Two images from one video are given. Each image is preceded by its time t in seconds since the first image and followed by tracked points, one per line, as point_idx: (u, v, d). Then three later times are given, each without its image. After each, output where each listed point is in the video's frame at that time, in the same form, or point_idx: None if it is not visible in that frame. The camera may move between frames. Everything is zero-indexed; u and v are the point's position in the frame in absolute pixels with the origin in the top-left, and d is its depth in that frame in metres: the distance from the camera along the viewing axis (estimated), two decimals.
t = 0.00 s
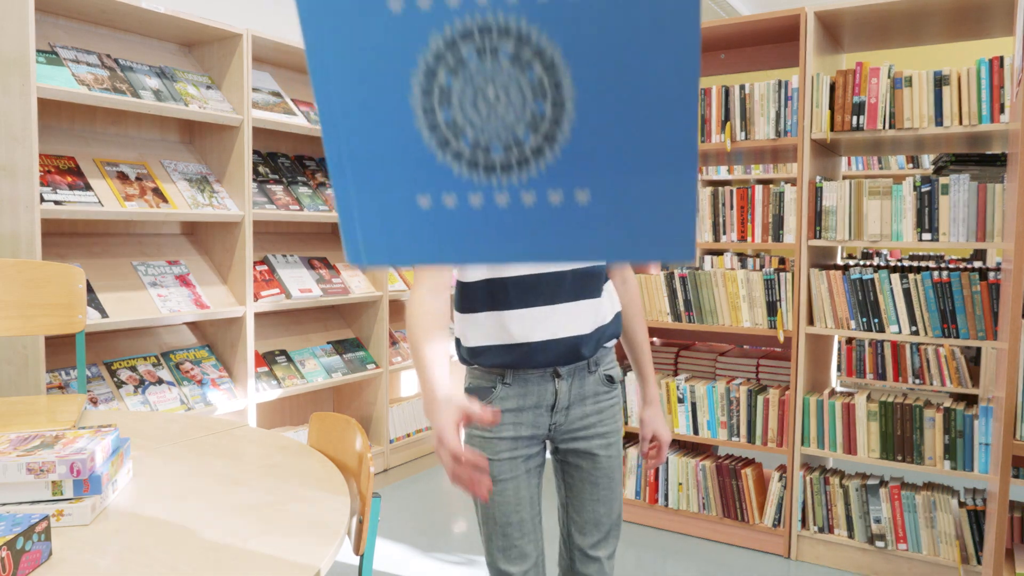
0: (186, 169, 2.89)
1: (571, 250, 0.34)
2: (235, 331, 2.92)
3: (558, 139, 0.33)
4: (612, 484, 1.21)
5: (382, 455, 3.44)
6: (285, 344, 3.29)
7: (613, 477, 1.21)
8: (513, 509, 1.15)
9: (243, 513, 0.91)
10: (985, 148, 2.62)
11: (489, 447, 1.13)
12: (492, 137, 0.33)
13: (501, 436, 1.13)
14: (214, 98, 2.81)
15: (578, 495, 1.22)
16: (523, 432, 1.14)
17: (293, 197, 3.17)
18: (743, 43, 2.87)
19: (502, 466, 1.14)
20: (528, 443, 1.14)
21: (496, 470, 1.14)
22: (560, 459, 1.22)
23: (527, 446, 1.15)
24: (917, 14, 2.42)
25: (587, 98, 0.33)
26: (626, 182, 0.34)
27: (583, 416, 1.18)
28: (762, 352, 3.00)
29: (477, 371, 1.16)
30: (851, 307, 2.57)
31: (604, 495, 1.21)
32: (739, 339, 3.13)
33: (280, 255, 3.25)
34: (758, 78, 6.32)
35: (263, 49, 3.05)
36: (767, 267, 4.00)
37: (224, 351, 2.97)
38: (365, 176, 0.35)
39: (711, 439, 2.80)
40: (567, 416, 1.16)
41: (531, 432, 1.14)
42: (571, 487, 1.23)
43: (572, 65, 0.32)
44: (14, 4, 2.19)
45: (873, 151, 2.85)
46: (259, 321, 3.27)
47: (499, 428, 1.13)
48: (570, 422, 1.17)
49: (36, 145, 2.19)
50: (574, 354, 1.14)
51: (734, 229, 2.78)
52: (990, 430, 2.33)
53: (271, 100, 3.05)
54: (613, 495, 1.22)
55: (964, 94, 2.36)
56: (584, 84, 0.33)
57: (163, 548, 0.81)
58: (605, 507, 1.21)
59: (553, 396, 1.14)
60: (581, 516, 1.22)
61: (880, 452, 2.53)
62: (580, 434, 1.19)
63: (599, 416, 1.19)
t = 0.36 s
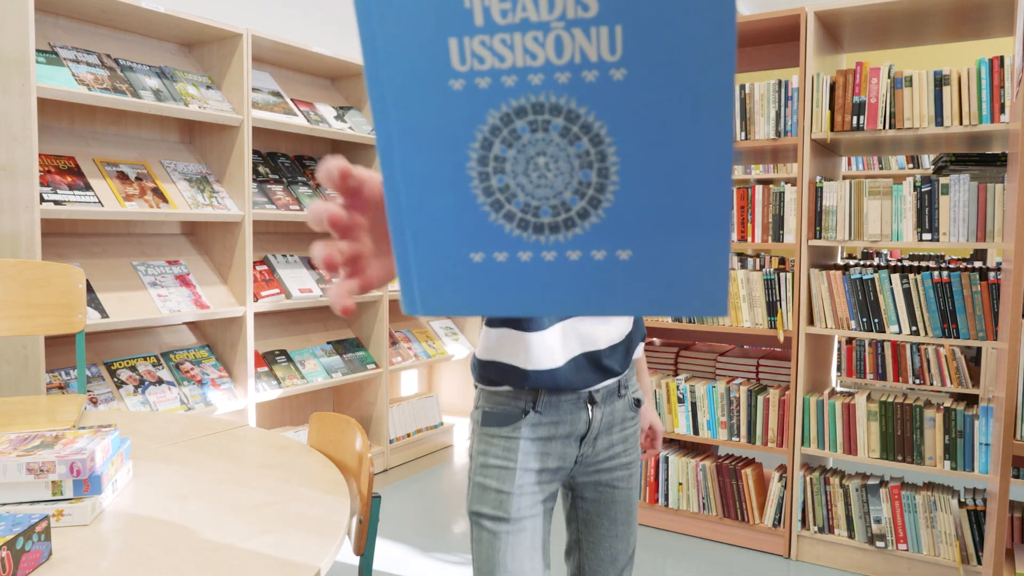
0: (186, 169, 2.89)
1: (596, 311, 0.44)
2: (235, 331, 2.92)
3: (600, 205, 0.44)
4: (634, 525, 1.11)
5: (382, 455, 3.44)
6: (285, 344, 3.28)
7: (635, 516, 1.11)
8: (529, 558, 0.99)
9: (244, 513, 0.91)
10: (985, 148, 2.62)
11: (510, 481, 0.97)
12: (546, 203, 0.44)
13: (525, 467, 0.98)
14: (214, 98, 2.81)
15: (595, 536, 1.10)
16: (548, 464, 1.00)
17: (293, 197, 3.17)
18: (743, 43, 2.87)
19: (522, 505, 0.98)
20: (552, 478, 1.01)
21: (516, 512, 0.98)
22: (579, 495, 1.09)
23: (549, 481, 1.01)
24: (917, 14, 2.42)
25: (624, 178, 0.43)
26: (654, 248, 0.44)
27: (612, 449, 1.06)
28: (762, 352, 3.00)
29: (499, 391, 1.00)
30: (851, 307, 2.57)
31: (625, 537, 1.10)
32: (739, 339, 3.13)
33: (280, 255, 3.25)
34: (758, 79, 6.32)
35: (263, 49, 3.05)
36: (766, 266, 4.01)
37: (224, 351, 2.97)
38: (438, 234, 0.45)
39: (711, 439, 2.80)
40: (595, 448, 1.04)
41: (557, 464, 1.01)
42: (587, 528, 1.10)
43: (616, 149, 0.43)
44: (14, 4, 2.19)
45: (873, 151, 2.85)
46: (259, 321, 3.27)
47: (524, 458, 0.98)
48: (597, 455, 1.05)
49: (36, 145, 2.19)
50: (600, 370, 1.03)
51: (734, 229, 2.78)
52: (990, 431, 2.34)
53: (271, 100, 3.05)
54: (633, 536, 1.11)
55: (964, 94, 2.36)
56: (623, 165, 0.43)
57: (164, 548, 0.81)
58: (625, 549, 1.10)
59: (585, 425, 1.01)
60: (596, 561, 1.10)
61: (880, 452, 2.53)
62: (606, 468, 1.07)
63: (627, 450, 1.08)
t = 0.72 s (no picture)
0: (185, 169, 2.89)
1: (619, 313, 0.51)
2: (235, 331, 2.92)
3: (620, 215, 0.50)
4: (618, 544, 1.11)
5: (382, 455, 3.44)
6: (284, 344, 3.28)
7: (618, 536, 1.11)
8: None
9: (244, 513, 0.91)
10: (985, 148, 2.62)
11: (479, 528, 0.98)
12: (579, 210, 0.50)
13: (495, 510, 0.99)
14: (214, 98, 2.82)
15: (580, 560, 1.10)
16: (521, 499, 1.00)
17: (293, 197, 3.17)
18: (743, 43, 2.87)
19: (495, 546, 0.99)
20: (525, 512, 1.01)
21: (489, 552, 0.99)
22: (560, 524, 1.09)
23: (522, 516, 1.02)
24: (917, 14, 2.41)
25: (641, 187, 0.50)
26: (678, 245, 0.50)
27: (586, 475, 1.06)
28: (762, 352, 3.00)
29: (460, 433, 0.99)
30: (851, 307, 2.57)
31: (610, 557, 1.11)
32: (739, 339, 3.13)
33: (280, 255, 3.25)
34: (757, 78, 6.33)
35: (263, 49, 3.05)
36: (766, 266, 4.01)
37: (224, 351, 2.97)
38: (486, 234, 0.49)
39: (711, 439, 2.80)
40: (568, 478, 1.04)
41: (529, 501, 1.01)
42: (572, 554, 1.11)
43: (632, 165, 0.49)
44: (14, 4, 2.19)
45: (873, 151, 2.85)
46: (259, 321, 3.27)
47: (494, 501, 0.98)
48: (572, 483, 1.05)
49: (36, 145, 2.19)
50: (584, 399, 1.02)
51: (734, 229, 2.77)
52: (991, 431, 2.34)
53: (271, 100, 3.05)
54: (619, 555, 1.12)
55: (964, 94, 2.36)
56: (643, 176, 0.49)
57: (164, 548, 0.81)
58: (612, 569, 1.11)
59: (553, 460, 1.01)
60: None
61: (880, 452, 2.53)
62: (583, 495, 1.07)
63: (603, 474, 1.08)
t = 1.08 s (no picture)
0: (185, 169, 2.89)
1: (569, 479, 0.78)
2: (235, 331, 2.92)
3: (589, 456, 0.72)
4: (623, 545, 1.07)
5: (382, 455, 3.44)
6: (285, 344, 3.28)
7: (623, 536, 1.07)
8: None
9: (244, 512, 0.91)
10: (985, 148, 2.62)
11: (478, 531, 0.92)
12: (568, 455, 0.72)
13: (495, 514, 0.93)
14: (214, 98, 2.82)
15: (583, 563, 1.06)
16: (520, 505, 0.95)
17: (293, 197, 3.17)
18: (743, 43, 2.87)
19: (496, 548, 0.94)
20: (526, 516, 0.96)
21: (490, 555, 0.93)
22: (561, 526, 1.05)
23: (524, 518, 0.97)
24: (917, 13, 2.41)
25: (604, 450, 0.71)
26: (610, 470, 0.75)
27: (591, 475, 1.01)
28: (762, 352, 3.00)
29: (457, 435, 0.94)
30: (851, 307, 2.57)
31: (614, 558, 1.07)
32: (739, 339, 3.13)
33: (280, 255, 3.26)
34: (757, 78, 6.33)
35: (263, 49, 3.05)
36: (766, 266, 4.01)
37: (224, 351, 2.97)
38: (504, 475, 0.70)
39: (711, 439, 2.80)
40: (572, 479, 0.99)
41: (532, 502, 0.96)
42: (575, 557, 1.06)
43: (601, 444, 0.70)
44: (14, 4, 2.19)
45: (873, 151, 2.85)
46: (259, 321, 3.28)
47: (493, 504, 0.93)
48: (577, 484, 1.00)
49: (36, 145, 2.19)
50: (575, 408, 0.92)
51: (734, 229, 2.78)
52: (990, 431, 2.34)
53: (271, 100, 3.05)
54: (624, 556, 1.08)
55: (964, 94, 2.36)
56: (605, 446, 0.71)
57: (164, 548, 0.81)
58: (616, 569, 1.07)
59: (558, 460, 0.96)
60: None
61: (879, 452, 2.53)
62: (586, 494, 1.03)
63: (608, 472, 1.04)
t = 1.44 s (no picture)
0: (185, 169, 2.89)
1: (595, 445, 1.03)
2: (235, 331, 2.92)
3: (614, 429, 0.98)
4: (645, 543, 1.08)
5: (382, 455, 3.44)
6: (285, 344, 3.28)
7: (647, 532, 1.09)
8: (530, 565, 1.00)
9: (243, 513, 0.91)
10: (985, 148, 2.62)
11: (508, 493, 1.00)
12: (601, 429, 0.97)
13: (524, 480, 1.01)
14: (214, 98, 2.81)
15: (604, 554, 1.08)
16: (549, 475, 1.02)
17: (293, 197, 3.17)
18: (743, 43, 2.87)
19: (522, 514, 1.00)
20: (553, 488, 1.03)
21: (515, 518, 1.00)
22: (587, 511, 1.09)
23: (551, 491, 1.04)
24: (917, 13, 2.41)
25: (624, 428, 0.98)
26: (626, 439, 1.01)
27: (618, 463, 1.06)
28: (762, 352, 3.00)
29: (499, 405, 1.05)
30: (851, 307, 2.57)
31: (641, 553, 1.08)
32: (739, 339, 3.12)
33: (280, 255, 3.25)
34: (757, 78, 6.32)
35: (263, 49, 3.05)
36: (765, 267, 4.00)
37: (224, 351, 2.97)
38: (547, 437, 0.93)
39: (711, 439, 2.80)
40: (598, 461, 1.04)
41: (559, 476, 1.03)
42: (598, 548, 1.09)
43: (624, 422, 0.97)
44: (14, 3, 2.19)
45: (873, 151, 2.85)
46: (259, 321, 3.27)
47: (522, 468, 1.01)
48: (603, 468, 1.05)
49: (36, 145, 2.19)
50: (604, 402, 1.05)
51: (734, 229, 2.78)
52: (990, 431, 2.34)
53: (271, 100, 3.05)
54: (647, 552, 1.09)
55: (965, 94, 2.36)
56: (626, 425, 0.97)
57: (164, 548, 0.81)
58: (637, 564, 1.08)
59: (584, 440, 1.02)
60: None
61: (879, 452, 2.53)
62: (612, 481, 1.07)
63: (636, 464, 1.07)
